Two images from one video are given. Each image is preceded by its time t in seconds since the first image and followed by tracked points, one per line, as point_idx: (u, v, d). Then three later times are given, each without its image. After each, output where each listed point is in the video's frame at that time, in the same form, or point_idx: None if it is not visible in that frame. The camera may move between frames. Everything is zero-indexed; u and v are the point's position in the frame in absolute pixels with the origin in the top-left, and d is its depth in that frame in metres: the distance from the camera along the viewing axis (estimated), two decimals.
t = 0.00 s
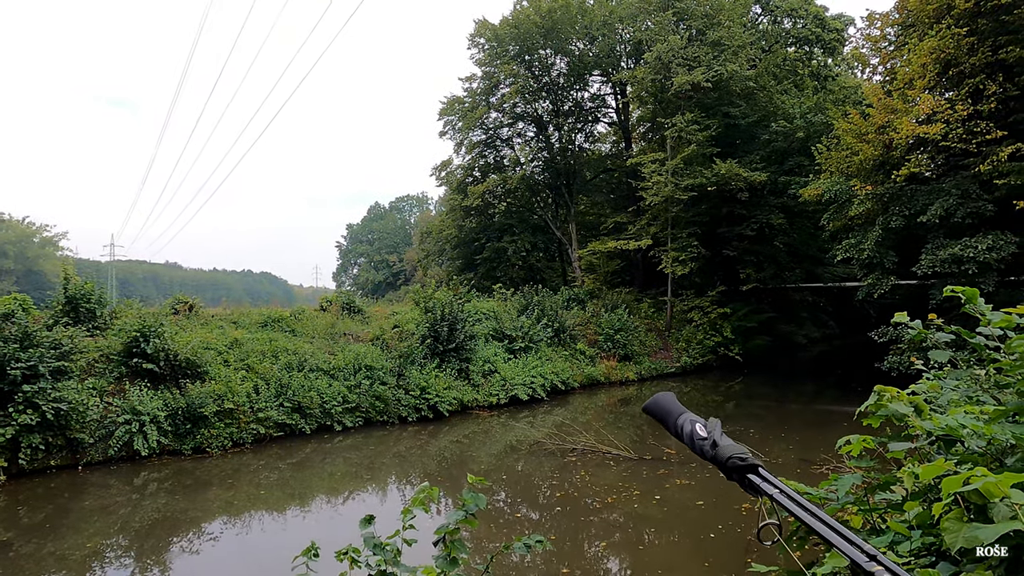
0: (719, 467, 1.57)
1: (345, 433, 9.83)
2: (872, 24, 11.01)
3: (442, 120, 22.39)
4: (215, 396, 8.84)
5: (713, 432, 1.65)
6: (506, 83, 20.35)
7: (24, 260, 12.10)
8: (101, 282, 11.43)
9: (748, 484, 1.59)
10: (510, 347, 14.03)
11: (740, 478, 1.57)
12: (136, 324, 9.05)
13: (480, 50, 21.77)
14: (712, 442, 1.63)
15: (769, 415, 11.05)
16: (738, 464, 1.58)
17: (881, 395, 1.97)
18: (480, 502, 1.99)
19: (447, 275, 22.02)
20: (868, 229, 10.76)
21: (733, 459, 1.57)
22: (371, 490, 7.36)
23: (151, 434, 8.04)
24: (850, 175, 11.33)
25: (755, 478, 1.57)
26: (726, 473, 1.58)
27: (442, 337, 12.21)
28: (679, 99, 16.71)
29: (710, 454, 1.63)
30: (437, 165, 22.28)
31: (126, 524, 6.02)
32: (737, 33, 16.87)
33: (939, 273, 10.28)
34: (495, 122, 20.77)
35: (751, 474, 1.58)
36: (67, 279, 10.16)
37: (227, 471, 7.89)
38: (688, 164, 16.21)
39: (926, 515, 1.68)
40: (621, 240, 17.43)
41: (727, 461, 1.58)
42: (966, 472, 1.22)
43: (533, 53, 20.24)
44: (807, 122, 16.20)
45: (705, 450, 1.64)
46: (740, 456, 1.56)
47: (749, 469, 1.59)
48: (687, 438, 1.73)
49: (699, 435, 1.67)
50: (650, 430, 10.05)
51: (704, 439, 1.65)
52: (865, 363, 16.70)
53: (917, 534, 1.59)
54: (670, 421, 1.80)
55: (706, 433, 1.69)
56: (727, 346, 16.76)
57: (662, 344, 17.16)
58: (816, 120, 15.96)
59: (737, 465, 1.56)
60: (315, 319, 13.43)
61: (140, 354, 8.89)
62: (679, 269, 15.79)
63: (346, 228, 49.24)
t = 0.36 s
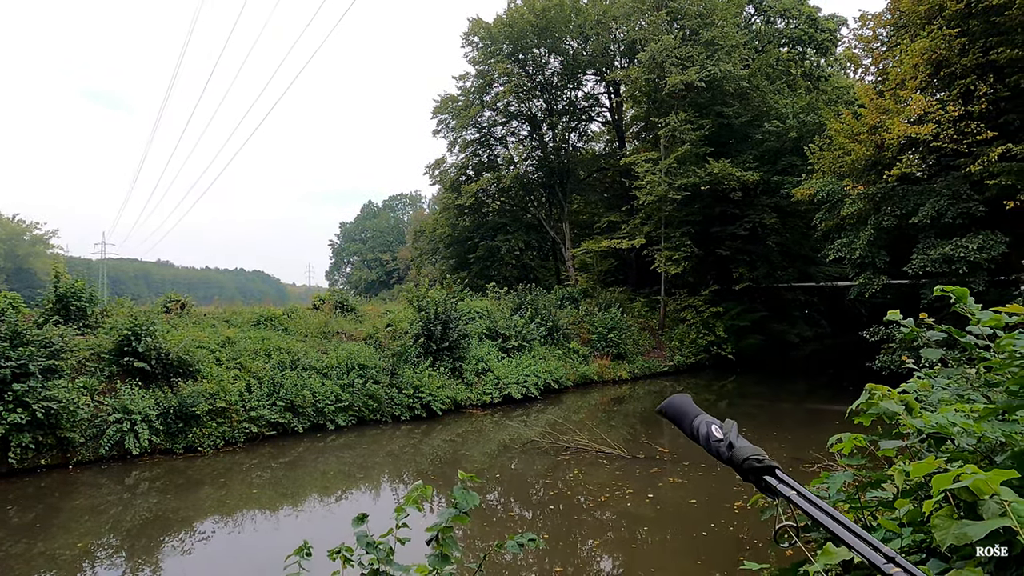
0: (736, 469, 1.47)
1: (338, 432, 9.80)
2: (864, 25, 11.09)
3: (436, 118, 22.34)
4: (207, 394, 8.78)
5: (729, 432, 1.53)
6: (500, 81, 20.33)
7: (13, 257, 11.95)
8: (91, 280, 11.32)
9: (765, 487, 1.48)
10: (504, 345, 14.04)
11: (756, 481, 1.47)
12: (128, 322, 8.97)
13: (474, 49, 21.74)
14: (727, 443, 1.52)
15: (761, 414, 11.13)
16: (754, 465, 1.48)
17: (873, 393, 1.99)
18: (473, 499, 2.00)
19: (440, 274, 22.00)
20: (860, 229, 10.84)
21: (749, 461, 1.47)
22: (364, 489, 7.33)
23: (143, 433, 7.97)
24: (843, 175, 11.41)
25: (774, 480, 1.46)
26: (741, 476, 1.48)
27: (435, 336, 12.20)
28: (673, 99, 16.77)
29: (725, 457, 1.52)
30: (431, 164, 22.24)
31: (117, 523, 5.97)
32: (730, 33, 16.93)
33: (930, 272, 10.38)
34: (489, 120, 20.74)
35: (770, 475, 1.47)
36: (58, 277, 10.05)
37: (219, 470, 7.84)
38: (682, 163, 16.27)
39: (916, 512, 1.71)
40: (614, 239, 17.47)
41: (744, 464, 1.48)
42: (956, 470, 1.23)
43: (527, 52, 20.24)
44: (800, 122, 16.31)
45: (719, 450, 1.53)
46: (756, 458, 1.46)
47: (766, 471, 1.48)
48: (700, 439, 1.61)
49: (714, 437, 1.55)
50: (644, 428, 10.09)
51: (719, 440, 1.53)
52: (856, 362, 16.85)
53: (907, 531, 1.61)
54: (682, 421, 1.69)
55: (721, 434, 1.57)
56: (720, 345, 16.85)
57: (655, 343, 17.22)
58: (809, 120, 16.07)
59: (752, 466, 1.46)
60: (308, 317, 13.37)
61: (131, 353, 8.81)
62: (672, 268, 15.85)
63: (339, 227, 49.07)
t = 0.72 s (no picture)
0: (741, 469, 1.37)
1: (332, 430, 9.78)
2: (858, 24, 11.14)
3: (431, 116, 22.29)
4: (201, 392, 8.73)
5: (736, 432, 1.44)
6: (495, 79, 20.29)
7: (4, 254, 11.83)
8: (83, 277, 11.23)
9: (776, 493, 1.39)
10: (498, 343, 14.05)
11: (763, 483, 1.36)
12: (120, 320, 8.91)
13: (469, 46, 21.69)
14: (733, 443, 1.42)
15: (754, 412, 11.19)
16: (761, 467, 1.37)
17: (868, 391, 2.00)
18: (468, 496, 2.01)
19: (435, 272, 22.00)
20: (853, 228, 10.91)
21: (757, 461, 1.37)
22: (358, 487, 7.33)
23: (136, 430, 7.92)
24: (836, 174, 11.47)
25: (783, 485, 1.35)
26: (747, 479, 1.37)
27: (430, 334, 12.19)
28: (668, 97, 16.80)
29: (731, 458, 1.43)
30: (426, 161, 22.19)
31: (110, 521, 5.94)
32: (725, 32, 16.98)
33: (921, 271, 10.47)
34: (484, 118, 20.71)
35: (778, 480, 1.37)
36: (50, 274, 9.96)
37: (213, 468, 7.81)
38: (676, 162, 16.31)
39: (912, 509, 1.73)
40: (609, 237, 17.50)
41: (751, 464, 1.39)
42: (953, 469, 1.23)
43: (522, 49, 20.21)
44: (794, 121, 16.40)
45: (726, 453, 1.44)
46: (765, 458, 1.36)
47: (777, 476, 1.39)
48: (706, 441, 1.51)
49: (719, 436, 1.46)
50: (638, 426, 10.13)
51: (726, 441, 1.45)
52: (849, 360, 16.99)
53: (903, 529, 1.63)
54: (688, 422, 1.61)
55: (728, 435, 1.48)
56: (714, 343, 16.93)
57: (650, 341, 17.28)
58: (803, 119, 16.16)
59: (761, 467, 1.35)
60: (303, 315, 13.31)
61: (124, 351, 8.75)
62: (667, 267, 15.90)
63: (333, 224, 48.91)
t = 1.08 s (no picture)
0: (737, 478, 1.47)
1: (327, 427, 9.77)
2: (854, 24, 11.18)
3: (427, 113, 22.23)
4: (195, 389, 8.70)
5: (732, 442, 1.55)
6: (491, 76, 20.25)
7: None
8: (77, 273, 11.17)
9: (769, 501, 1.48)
10: (494, 341, 14.06)
11: (759, 491, 1.46)
12: (114, 316, 8.86)
13: (466, 43, 21.64)
14: (729, 452, 1.53)
15: (748, 410, 11.26)
16: (756, 475, 1.47)
17: (867, 391, 2.02)
18: (467, 494, 2.01)
19: (430, 269, 21.97)
20: (848, 227, 10.96)
21: (752, 470, 1.47)
22: (353, 484, 7.33)
23: (130, 428, 7.89)
24: (832, 173, 11.51)
25: (777, 491, 1.45)
26: (744, 486, 1.48)
27: (425, 331, 12.18)
28: (664, 95, 16.81)
29: (728, 466, 1.52)
30: (422, 159, 22.14)
31: (104, 519, 5.92)
32: (721, 31, 17.01)
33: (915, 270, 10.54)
34: (480, 115, 20.67)
35: (774, 486, 1.47)
36: (43, 270, 9.90)
37: (208, 465, 7.79)
38: (673, 160, 16.33)
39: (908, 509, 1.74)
40: (605, 235, 17.53)
41: (746, 472, 1.48)
42: (953, 468, 1.24)
43: (518, 47, 20.17)
44: (789, 120, 16.46)
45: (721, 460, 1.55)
46: (759, 467, 1.46)
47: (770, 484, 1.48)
48: (704, 449, 1.62)
49: (717, 445, 1.57)
50: (633, 424, 10.16)
51: (723, 449, 1.55)
52: (843, 358, 17.10)
53: (902, 527, 1.64)
54: (685, 431, 1.71)
55: (724, 443, 1.58)
56: (708, 341, 17.01)
57: (645, 339, 17.34)
58: (798, 117, 16.22)
59: (755, 476, 1.45)
60: (298, 312, 13.27)
61: (118, 348, 8.70)
62: (662, 265, 15.94)
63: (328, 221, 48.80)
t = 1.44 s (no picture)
0: (731, 483, 1.45)
1: (325, 425, 9.77)
2: (852, 23, 11.18)
3: (425, 110, 22.18)
4: (192, 386, 8.68)
5: (725, 445, 1.52)
6: (489, 74, 20.23)
7: None
8: (73, 270, 11.11)
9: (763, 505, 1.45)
10: (491, 339, 14.06)
11: (753, 495, 1.44)
12: (111, 313, 8.82)
13: (463, 41, 21.59)
14: (723, 456, 1.50)
15: (745, 408, 11.28)
16: (750, 479, 1.45)
17: (868, 390, 2.02)
18: (466, 493, 2.01)
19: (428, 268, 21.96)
20: (845, 226, 10.97)
21: (746, 475, 1.45)
22: (350, 482, 7.32)
23: (127, 425, 7.86)
24: (829, 172, 11.52)
25: (771, 494, 1.43)
26: (738, 490, 1.46)
27: (423, 329, 12.18)
28: (662, 94, 16.81)
29: (721, 469, 1.50)
30: (419, 156, 22.09)
31: (101, 517, 5.90)
32: (719, 29, 17.01)
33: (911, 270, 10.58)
34: (478, 113, 20.63)
35: (767, 489, 1.44)
36: (39, 267, 9.85)
37: (205, 463, 7.77)
38: (670, 159, 16.33)
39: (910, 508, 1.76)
40: (603, 234, 17.53)
41: (740, 477, 1.45)
42: (955, 467, 1.24)
43: (517, 45, 20.15)
44: (787, 120, 16.48)
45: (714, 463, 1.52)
46: (753, 471, 1.43)
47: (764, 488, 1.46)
48: (698, 452, 1.60)
49: (710, 449, 1.54)
50: (630, 422, 10.18)
51: (716, 453, 1.53)
52: (839, 357, 17.15)
53: (903, 526, 1.65)
54: (679, 434, 1.69)
55: (717, 446, 1.56)
56: (705, 340, 17.04)
57: (642, 338, 17.37)
58: (796, 117, 16.24)
59: (749, 481, 1.43)
60: (295, 310, 13.25)
61: (114, 345, 8.67)
62: (659, 264, 15.95)
63: (325, 218, 48.70)
